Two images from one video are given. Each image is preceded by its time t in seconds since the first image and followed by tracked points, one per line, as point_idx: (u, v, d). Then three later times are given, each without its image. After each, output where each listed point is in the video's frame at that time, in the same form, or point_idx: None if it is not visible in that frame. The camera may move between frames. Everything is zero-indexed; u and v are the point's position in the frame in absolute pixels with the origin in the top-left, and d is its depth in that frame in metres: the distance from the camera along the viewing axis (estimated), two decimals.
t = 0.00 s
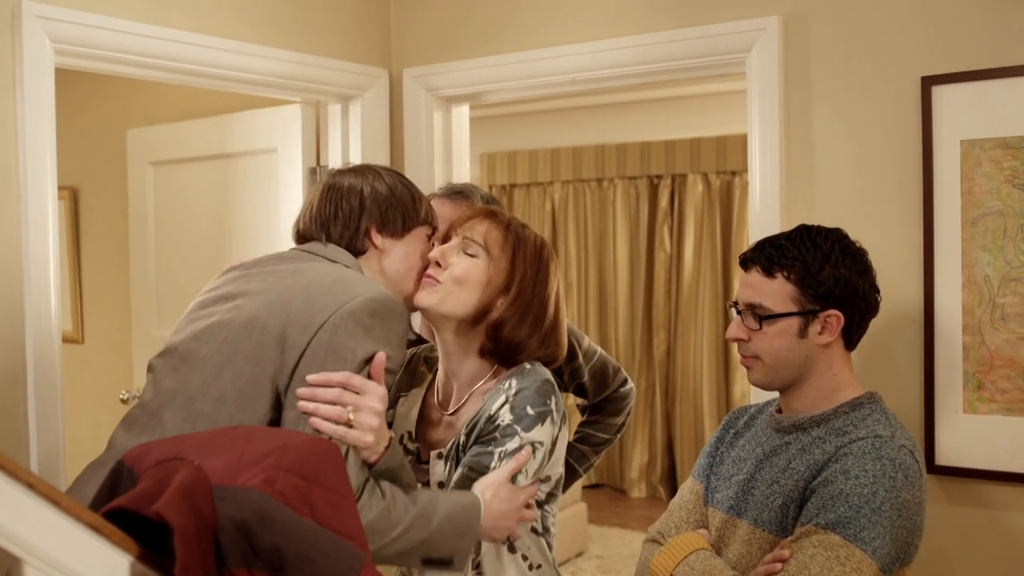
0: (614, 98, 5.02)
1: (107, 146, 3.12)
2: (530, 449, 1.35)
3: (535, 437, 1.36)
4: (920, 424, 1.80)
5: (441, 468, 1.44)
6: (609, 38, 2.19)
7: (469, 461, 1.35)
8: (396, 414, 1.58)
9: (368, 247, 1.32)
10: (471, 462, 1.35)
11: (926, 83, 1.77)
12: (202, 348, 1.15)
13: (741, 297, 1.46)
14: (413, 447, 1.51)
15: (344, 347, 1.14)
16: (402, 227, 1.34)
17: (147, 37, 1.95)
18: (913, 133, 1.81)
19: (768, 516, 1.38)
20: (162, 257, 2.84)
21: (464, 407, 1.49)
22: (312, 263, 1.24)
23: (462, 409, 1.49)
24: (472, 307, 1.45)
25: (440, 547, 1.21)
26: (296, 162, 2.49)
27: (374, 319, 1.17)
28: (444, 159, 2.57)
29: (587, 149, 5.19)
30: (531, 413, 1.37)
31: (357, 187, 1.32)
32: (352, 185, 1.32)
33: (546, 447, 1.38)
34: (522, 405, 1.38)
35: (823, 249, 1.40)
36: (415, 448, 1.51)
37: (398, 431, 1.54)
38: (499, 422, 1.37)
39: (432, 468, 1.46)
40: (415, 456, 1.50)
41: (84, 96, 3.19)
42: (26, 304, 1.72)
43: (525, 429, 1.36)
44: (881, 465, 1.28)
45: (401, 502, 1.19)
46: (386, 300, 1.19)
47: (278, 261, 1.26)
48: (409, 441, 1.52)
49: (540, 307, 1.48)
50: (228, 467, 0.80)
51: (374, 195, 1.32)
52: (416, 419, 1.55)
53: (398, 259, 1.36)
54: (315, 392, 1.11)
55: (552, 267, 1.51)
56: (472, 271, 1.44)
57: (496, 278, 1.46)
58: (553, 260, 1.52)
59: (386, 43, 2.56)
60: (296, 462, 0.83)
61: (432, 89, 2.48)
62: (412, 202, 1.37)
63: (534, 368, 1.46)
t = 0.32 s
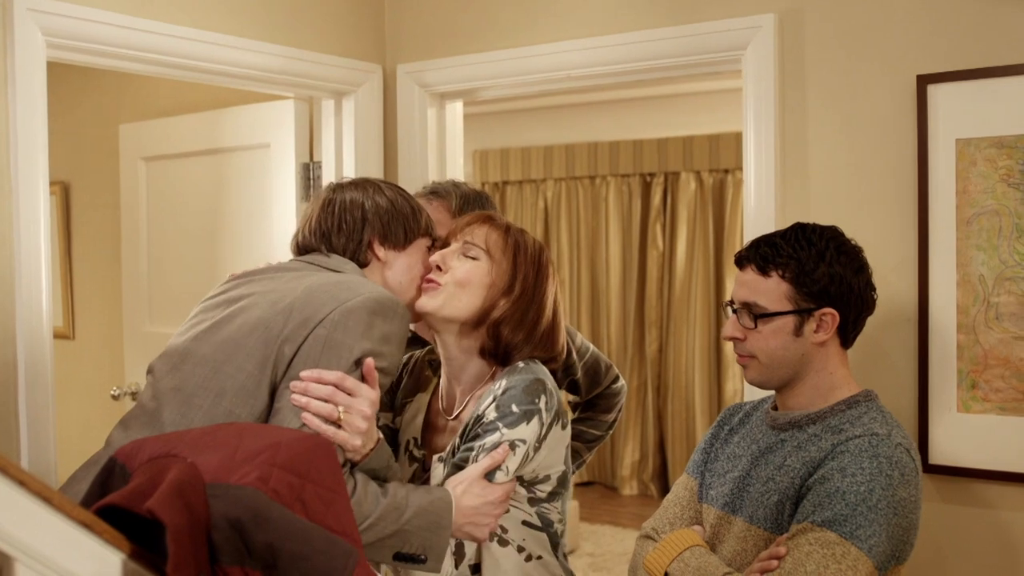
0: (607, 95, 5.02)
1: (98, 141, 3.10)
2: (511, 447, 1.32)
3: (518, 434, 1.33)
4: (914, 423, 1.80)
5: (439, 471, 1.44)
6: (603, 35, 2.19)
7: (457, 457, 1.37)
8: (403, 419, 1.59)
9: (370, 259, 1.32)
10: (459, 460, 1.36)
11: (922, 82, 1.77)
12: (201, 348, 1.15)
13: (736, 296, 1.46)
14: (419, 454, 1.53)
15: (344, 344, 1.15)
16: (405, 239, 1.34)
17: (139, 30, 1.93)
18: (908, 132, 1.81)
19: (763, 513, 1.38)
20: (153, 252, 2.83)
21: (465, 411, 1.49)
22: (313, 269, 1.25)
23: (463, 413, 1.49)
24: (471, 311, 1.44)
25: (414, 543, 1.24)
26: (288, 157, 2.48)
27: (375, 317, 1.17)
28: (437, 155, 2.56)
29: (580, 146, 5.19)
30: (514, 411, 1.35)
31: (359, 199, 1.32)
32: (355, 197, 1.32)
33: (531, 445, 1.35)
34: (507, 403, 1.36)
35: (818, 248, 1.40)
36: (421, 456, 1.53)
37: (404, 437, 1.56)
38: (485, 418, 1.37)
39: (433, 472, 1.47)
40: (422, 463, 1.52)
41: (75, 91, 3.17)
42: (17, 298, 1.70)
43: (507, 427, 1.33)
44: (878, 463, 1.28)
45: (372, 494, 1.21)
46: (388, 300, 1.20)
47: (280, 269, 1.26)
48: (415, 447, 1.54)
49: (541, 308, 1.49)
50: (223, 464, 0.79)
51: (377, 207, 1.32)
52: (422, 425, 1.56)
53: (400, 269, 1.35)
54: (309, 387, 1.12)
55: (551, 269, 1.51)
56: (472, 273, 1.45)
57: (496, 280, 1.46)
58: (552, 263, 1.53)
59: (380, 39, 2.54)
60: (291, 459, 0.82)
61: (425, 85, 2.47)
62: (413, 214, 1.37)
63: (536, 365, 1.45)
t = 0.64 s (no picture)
0: (605, 93, 5.01)
1: (96, 139, 3.09)
2: (508, 440, 1.31)
3: (515, 427, 1.32)
4: (916, 422, 1.80)
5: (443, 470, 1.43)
6: (602, 32, 2.18)
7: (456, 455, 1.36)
8: (408, 418, 1.58)
9: (370, 254, 1.31)
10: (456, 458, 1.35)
11: (924, 79, 1.77)
12: (194, 346, 1.14)
13: (738, 295, 1.45)
14: (424, 451, 1.53)
15: (337, 342, 1.14)
16: (404, 234, 1.33)
17: (136, 28, 1.92)
18: (910, 130, 1.80)
19: (766, 512, 1.38)
20: (151, 251, 2.82)
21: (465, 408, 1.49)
22: (307, 264, 1.24)
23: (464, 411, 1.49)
24: (470, 308, 1.44)
25: (415, 542, 1.23)
26: (287, 156, 2.48)
27: (370, 314, 1.16)
28: (437, 153, 2.55)
29: (578, 144, 5.18)
30: (510, 403, 1.34)
31: (359, 192, 1.31)
32: (354, 191, 1.31)
33: (529, 438, 1.34)
34: (502, 396, 1.35)
35: (820, 245, 1.39)
36: (425, 455, 1.52)
37: (409, 435, 1.56)
38: (480, 412, 1.36)
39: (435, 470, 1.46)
40: (426, 459, 1.52)
41: (72, 89, 3.17)
42: (15, 297, 1.70)
43: (504, 420, 1.32)
44: (882, 462, 1.27)
45: (371, 495, 1.21)
46: (383, 296, 1.18)
47: (274, 264, 1.25)
48: (419, 445, 1.54)
49: (539, 307, 1.48)
50: (222, 464, 0.78)
51: (377, 201, 1.31)
52: (426, 423, 1.55)
53: (399, 264, 1.35)
54: (305, 387, 1.11)
55: (550, 268, 1.51)
56: (471, 272, 1.44)
57: (495, 279, 1.46)
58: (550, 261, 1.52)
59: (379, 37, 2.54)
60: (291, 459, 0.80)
61: (424, 83, 2.46)
62: (413, 208, 1.36)
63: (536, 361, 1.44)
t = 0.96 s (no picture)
0: (603, 92, 5.01)
1: (92, 137, 3.08)
2: (505, 435, 1.31)
3: (512, 422, 1.32)
4: (915, 420, 1.80)
5: (438, 466, 1.44)
6: (601, 29, 2.18)
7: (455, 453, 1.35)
8: (405, 413, 1.57)
9: (370, 251, 1.31)
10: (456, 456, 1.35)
11: (923, 77, 1.76)
12: (191, 345, 1.13)
13: (736, 295, 1.45)
14: (419, 446, 1.52)
15: (338, 345, 1.14)
16: (404, 231, 1.33)
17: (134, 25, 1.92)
18: (909, 128, 1.80)
19: (767, 511, 1.38)
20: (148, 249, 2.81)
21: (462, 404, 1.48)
22: (306, 263, 1.23)
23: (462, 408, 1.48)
24: (469, 305, 1.43)
25: (416, 544, 1.23)
26: (284, 153, 2.47)
27: (370, 316, 1.16)
28: (435, 151, 2.55)
29: (576, 142, 5.18)
30: (507, 398, 1.33)
31: (360, 189, 1.30)
32: (354, 188, 1.30)
33: (526, 433, 1.33)
34: (498, 391, 1.34)
35: (819, 245, 1.39)
36: (420, 450, 1.52)
37: (406, 431, 1.55)
38: (476, 408, 1.35)
39: (433, 467, 1.46)
40: (422, 454, 1.51)
41: (68, 87, 3.16)
42: (11, 293, 1.69)
43: (501, 415, 1.32)
44: (882, 459, 1.27)
45: (371, 497, 1.20)
46: (383, 298, 1.18)
47: (273, 261, 1.24)
48: (415, 440, 1.53)
49: (537, 304, 1.48)
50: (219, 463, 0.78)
51: (377, 198, 1.31)
52: (423, 419, 1.54)
53: (398, 261, 1.34)
54: (305, 392, 1.10)
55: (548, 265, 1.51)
56: (470, 268, 1.44)
57: (494, 275, 1.45)
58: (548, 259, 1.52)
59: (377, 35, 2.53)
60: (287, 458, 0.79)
61: (422, 81, 2.45)
62: (413, 206, 1.36)
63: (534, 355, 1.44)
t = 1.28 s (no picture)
0: (598, 83, 5.00)
1: (86, 127, 3.06)
2: (505, 422, 1.31)
3: (513, 409, 1.32)
4: (909, 411, 1.80)
5: (449, 456, 1.40)
6: (596, 20, 2.17)
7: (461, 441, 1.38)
8: (411, 406, 1.58)
9: (371, 245, 1.30)
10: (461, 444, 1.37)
11: (918, 68, 1.76)
12: (190, 344, 1.12)
13: (733, 286, 1.45)
14: (427, 438, 1.52)
15: (338, 346, 1.13)
16: (405, 225, 1.33)
17: (126, 14, 1.90)
18: (904, 119, 1.80)
19: (761, 502, 1.38)
20: (142, 240, 2.80)
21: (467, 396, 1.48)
22: (305, 260, 1.22)
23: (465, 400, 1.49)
24: (470, 296, 1.43)
25: (426, 539, 1.17)
26: (278, 143, 2.46)
27: (369, 316, 1.16)
28: (429, 142, 2.54)
29: (571, 134, 5.17)
30: (507, 385, 1.34)
31: (359, 183, 1.30)
32: (354, 181, 1.29)
33: (529, 420, 1.33)
34: (500, 379, 1.35)
35: (815, 236, 1.39)
36: (428, 442, 1.51)
37: (413, 423, 1.55)
38: (479, 397, 1.37)
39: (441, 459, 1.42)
40: (430, 446, 1.51)
41: (61, 76, 3.14)
42: (5, 284, 1.68)
43: (501, 402, 1.33)
44: (876, 450, 1.27)
45: (378, 498, 1.15)
46: (382, 298, 1.18)
47: (270, 258, 1.24)
48: (422, 433, 1.53)
49: (537, 294, 1.48)
50: (213, 453, 0.77)
51: (378, 192, 1.30)
52: (429, 412, 1.54)
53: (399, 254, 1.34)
54: (308, 397, 1.09)
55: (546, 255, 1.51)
56: (470, 260, 1.43)
57: (493, 266, 1.45)
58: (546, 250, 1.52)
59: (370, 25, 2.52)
60: (281, 448, 0.79)
61: (417, 71, 2.44)
62: (413, 199, 1.36)
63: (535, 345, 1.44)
